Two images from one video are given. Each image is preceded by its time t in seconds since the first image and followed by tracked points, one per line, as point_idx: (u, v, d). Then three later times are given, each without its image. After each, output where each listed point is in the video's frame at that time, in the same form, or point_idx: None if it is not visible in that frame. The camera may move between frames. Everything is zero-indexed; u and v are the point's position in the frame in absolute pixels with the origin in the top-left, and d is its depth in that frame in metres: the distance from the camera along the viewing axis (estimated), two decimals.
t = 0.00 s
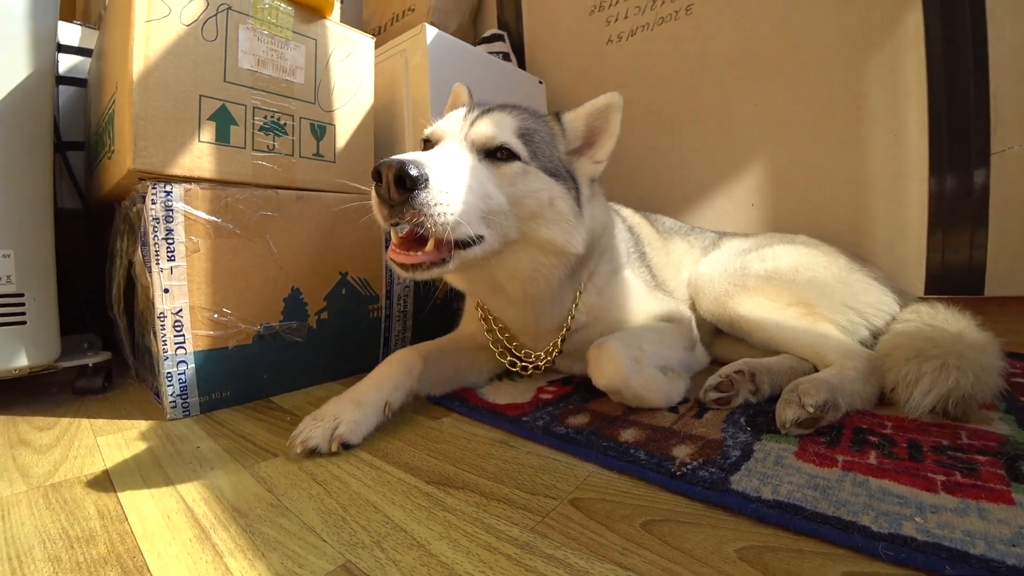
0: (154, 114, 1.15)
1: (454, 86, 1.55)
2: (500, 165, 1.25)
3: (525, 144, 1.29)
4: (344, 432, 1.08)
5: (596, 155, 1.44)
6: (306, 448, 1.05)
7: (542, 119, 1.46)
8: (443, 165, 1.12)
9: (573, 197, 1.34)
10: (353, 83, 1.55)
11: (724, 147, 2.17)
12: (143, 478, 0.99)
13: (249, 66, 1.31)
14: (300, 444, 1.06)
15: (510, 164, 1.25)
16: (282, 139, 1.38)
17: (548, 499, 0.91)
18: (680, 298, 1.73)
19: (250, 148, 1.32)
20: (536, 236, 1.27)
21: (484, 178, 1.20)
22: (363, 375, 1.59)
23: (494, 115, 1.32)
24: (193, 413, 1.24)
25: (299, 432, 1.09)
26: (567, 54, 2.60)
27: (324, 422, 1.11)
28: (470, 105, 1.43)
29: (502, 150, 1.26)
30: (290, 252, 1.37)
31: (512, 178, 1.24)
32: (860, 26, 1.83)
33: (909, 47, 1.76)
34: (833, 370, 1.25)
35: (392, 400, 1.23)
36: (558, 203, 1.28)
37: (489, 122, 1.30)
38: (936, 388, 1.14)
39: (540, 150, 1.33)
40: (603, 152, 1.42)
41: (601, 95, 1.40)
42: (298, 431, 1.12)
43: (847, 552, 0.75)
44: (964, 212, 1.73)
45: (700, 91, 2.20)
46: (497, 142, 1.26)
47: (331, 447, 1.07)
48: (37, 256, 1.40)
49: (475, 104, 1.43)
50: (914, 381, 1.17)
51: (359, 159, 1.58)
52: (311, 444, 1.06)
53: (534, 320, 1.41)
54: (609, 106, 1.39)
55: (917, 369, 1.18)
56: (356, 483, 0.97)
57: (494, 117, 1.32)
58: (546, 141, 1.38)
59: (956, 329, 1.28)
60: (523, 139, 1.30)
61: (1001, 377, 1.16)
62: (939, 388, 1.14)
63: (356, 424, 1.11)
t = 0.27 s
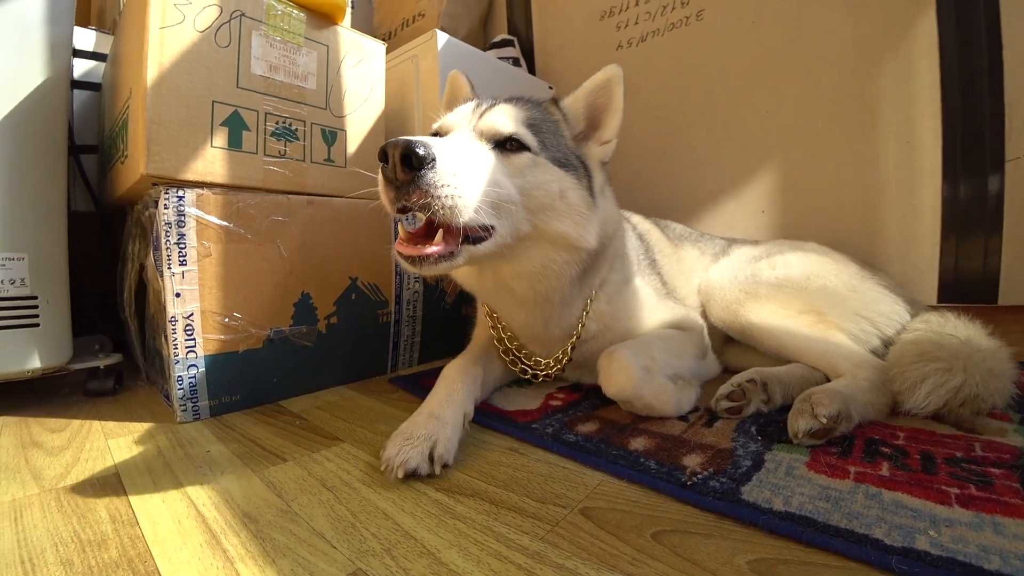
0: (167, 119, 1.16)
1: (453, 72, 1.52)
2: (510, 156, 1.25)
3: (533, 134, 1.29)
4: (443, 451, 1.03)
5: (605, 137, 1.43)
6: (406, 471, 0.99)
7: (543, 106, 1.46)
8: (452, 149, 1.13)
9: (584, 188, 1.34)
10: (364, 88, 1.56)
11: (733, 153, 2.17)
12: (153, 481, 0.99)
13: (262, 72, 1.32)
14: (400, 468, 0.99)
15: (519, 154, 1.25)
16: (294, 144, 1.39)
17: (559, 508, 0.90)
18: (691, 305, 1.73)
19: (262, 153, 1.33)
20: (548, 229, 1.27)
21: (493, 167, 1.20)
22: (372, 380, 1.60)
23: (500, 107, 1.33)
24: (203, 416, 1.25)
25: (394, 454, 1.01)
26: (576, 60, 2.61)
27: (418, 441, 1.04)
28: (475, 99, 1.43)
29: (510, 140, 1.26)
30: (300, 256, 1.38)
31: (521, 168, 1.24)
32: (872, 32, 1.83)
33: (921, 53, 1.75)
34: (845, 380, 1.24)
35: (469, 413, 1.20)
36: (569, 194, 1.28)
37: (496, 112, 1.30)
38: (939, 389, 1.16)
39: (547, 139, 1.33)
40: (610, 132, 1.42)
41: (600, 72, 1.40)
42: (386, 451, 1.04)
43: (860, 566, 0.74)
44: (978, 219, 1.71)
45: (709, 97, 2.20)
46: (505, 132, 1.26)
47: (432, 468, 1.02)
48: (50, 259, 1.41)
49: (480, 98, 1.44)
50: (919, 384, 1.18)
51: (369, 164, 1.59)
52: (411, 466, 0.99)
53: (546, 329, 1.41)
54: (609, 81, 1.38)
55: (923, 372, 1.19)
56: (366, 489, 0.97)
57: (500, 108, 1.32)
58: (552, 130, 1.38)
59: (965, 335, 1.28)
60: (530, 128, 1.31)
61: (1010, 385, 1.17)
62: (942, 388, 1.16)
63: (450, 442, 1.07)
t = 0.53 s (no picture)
0: (179, 124, 1.17)
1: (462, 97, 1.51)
2: (540, 163, 1.25)
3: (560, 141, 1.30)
4: (449, 459, 1.03)
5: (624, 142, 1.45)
6: (413, 482, 0.98)
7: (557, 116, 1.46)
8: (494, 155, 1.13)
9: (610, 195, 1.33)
10: (374, 93, 1.57)
11: (742, 160, 2.16)
12: (161, 484, 0.99)
13: (273, 77, 1.33)
14: (406, 480, 0.98)
15: (549, 161, 1.26)
16: (304, 149, 1.40)
17: (565, 517, 0.90)
18: (701, 313, 1.72)
19: (272, 158, 1.34)
20: (577, 239, 1.25)
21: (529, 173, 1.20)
22: (378, 384, 1.60)
23: (524, 117, 1.34)
24: (211, 419, 1.26)
25: (399, 465, 1.01)
26: (584, 65, 2.61)
27: (423, 451, 1.04)
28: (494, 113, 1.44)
29: (540, 148, 1.27)
30: (309, 261, 1.39)
31: (553, 174, 1.24)
32: (882, 38, 1.82)
33: (932, 59, 1.73)
34: (855, 391, 1.23)
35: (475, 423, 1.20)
36: (598, 201, 1.28)
37: (521, 122, 1.32)
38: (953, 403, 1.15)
39: (573, 147, 1.34)
40: (628, 138, 1.44)
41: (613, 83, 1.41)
42: (391, 462, 1.04)
43: None
44: (990, 227, 1.69)
45: (718, 103, 2.20)
46: (534, 140, 1.27)
47: (438, 477, 1.02)
48: (63, 261, 1.43)
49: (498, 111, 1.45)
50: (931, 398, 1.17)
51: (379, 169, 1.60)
52: (418, 478, 0.99)
53: (568, 343, 1.40)
54: (623, 90, 1.40)
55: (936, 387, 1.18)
56: (372, 495, 0.97)
57: (524, 119, 1.34)
58: (574, 138, 1.39)
59: (977, 348, 1.26)
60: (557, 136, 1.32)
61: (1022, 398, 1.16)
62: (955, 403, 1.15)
63: (455, 449, 1.07)
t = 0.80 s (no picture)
0: (187, 128, 1.18)
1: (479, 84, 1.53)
2: (565, 195, 1.23)
3: (582, 164, 1.27)
4: (452, 464, 1.03)
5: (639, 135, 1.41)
6: (418, 488, 0.99)
7: (572, 121, 1.43)
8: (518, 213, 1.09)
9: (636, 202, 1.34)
10: (380, 98, 1.58)
11: (747, 163, 2.16)
12: (166, 487, 1.00)
13: (280, 82, 1.34)
14: (410, 485, 0.98)
15: (575, 193, 1.24)
16: (310, 153, 1.41)
17: (570, 523, 0.90)
18: (707, 318, 1.71)
19: (279, 162, 1.35)
20: (609, 254, 1.27)
21: (555, 216, 1.17)
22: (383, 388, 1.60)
23: (543, 140, 1.30)
24: (216, 421, 1.26)
25: (404, 470, 1.01)
26: (589, 69, 2.62)
27: (429, 455, 1.04)
28: (511, 131, 1.41)
29: (563, 177, 1.25)
30: (314, 265, 1.39)
31: (580, 207, 1.22)
32: (888, 42, 1.81)
33: (939, 63, 1.73)
34: (862, 397, 1.22)
35: (480, 428, 1.20)
36: (625, 215, 1.29)
37: (540, 147, 1.28)
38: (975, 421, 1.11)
39: (595, 165, 1.31)
40: (643, 127, 1.40)
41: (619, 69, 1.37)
42: (396, 467, 1.04)
43: None
44: (998, 231, 1.68)
45: (722, 107, 2.20)
46: (557, 169, 1.25)
47: (442, 483, 1.01)
48: (71, 263, 1.44)
49: (516, 128, 1.42)
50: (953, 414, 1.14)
51: (384, 173, 1.60)
52: (422, 483, 0.99)
53: (592, 352, 1.41)
54: (631, 75, 1.35)
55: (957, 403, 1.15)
56: (377, 499, 0.97)
57: (543, 142, 1.30)
58: (594, 151, 1.35)
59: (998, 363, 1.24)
60: (577, 158, 1.28)
61: None
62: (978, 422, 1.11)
63: (460, 454, 1.07)
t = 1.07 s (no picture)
0: (191, 132, 1.18)
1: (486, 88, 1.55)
2: (563, 220, 1.23)
3: (580, 185, 1.26)
4: (454, 470, 1.03)
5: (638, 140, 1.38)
6: (419, 493, 0.98)
7: (570, 134, 1.43)
8: (510, 252, 1.10)
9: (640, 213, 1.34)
10: (383, 102, 1.58)
11: (750, 169, 2.16)
12: (167, 490, 1.00)
13: (284, 86, 1.35)
14: (412, 491, 0.98)
15: (574, 216, 1.24)
16: (314, 157, 1.41)
17: (571, 530, 0.90)
18: (710, 325, 1.71)
19: (282, 166, 1.35)
20: (612, 268, 1.28)
21: (552, 247, 1.17)
22: (385, 392, 1.60)
23: (540, 164, 1.30)
24: (218, 424, 1.27)
25: (405, 476, 1.01)
26: (592, 73, 2.62)
27: (430, 461, 1.03)
28: (512, 152, 1.42)
29: (561, 202, 1.25)
30: (317, 268, 1.39)
31: (580, 231, 1.23)
32: (891, 48, 1.81)
33: (943, 69, 1.73)
34: (865, 405, 1.22)
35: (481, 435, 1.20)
36: (627, 228, 1.28)
37: (537, 173, 1.28)
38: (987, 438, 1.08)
39: (594, 183, 1.30)
40: (642, 131, 1.36)
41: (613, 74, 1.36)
42: (397, 472, 1.04)
43: None
44: (1003, 238, 1.67)
45: (725, 112, 2.20)
46: (554, 195, 1.25)
47: (443, 489, 1.01)
48: (75, 265, 1.45)
49: (517, 147, 1.42)
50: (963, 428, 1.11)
51: (388, 177, 1.61)
52: (423, 488, 0.99)
53: (593, 360, 1.41)
54: (624, 76, 1.34)
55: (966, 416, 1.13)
56: (378, 505, 0.97)
57: (540, 166, 1.30)
58: (592, 167, 1.34)
59: (1005, 372, 1.22)
60: (574, 180, 1.28)
61: None
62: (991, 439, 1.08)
63: (461, 460, 1.06)
